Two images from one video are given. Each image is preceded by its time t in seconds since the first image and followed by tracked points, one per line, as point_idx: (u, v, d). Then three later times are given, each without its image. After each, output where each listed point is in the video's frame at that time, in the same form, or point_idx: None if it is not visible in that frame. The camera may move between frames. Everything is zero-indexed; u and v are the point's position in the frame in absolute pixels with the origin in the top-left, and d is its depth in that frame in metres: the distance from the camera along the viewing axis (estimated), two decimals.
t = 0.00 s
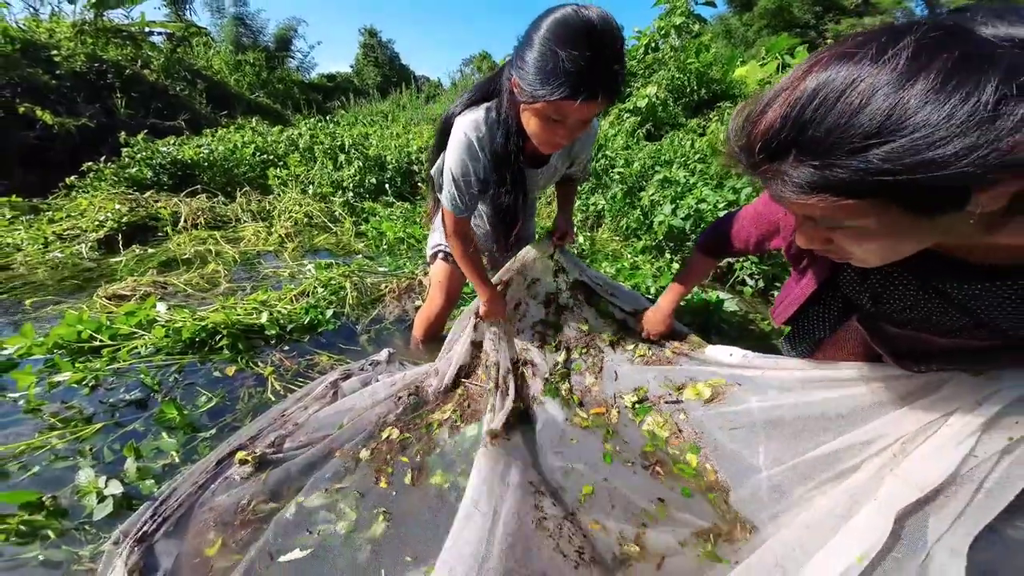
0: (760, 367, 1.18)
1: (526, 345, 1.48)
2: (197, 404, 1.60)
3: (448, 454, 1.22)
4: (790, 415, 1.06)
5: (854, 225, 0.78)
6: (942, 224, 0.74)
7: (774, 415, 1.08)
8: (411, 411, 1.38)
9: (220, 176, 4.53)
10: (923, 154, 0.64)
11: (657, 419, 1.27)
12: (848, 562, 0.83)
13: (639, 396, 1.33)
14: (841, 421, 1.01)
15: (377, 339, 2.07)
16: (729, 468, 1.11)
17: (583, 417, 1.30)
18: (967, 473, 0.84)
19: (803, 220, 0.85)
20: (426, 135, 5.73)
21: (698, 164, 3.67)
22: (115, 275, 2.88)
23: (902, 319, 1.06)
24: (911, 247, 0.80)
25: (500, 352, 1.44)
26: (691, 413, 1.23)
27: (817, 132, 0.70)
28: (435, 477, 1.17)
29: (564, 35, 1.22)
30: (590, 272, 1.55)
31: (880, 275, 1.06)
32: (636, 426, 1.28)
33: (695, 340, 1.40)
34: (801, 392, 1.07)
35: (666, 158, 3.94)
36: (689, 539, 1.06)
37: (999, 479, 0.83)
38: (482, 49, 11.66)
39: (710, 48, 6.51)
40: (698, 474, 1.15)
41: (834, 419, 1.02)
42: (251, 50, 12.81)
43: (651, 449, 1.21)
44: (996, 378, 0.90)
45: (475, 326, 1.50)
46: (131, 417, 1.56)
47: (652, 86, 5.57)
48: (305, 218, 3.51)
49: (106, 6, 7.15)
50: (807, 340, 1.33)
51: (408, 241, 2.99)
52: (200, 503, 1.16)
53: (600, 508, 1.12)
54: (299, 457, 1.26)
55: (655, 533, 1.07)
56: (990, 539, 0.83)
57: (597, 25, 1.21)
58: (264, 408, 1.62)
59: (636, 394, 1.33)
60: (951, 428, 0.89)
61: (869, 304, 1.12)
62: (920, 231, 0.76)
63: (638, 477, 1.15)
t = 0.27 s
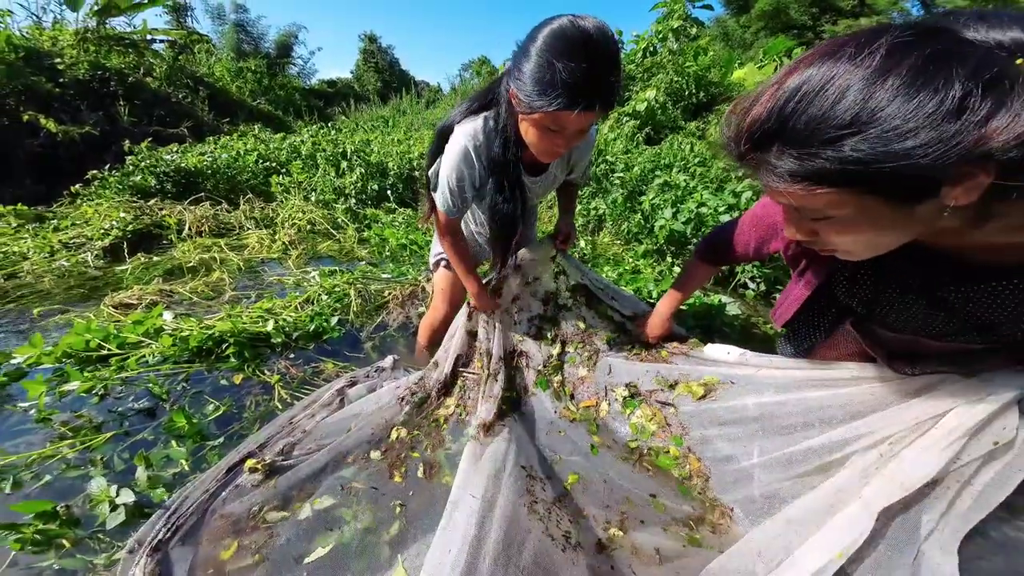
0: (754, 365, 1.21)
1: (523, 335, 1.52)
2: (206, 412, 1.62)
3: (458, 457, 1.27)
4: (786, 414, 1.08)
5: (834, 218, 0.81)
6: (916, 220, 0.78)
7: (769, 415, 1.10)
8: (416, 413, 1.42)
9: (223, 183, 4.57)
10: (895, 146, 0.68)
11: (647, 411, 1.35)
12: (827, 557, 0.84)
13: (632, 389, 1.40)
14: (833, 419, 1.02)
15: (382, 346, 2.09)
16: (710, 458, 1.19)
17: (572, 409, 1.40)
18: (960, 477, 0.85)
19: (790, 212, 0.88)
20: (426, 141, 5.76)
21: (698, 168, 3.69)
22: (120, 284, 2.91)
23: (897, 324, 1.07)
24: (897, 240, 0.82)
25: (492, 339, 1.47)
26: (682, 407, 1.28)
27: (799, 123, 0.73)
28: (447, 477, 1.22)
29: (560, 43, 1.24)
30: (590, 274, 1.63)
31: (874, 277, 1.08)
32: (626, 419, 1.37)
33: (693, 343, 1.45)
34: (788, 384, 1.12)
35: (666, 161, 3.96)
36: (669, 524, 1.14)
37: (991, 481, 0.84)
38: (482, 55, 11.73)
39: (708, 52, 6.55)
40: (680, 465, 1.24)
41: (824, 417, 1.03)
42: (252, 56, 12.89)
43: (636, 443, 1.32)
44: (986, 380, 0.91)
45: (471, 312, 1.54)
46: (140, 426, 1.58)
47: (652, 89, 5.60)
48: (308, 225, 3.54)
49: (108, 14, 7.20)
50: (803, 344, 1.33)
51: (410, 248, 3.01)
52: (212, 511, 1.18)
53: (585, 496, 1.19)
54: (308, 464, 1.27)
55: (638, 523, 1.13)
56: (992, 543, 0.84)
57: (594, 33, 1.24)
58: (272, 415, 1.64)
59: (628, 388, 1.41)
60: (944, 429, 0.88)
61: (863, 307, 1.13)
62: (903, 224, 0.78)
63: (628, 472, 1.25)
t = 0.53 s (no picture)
0: (751, 372, 1.24)
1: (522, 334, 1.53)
2: (216, 421, 1.65)
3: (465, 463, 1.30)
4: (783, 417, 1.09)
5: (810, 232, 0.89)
6: (886, 232, 0.87)
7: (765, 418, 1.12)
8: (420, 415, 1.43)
9: (227, 191, 4.61)
10: (852, 166, 0.78)
11: (642, 410, 1.35)
12: (815, 560, 0.86)
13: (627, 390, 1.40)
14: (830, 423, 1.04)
15: (387, 353, 2.12)
16: (702, 456, 1.20)
17: (567, 407, 1.40)
18: (953, 485, 0.88)
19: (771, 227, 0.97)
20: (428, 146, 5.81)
21: (697, 173, 3.72)
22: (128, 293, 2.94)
23: (891, 335, 1.09)
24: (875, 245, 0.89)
25: (490, 335, 1.47)
26: (676, 407, 1.29)
27: (767, 147, 0.85)
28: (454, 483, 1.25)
29: (557, 65, 1.28)
30: (590, 283, 1.70)
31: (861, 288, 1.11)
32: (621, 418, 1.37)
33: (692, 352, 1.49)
34: (786, 385, 1.14)
35: (665, 166, 3.99)
36: (658, 519, 1.15)
37: (984, 489, 0.87)
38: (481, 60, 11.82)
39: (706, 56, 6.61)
40: (672, 464, 1.24)
41: (819, 424, 1.05)
42: (253, 63, 12.98)
43: (628, 442, 1.31)
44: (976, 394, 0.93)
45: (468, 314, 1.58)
46: (152, 435, 1.61)
47: (651, 94, 5.65)
48: (311, 233, 3.58)
49: (111, 23, 7.28)
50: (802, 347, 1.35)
51: (413, 254, 3.04)
52: (225, 519, 1.21)
53: (580, 494, 1.20)
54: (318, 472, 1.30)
55: (630, 522, 1.15)
56: (991, 548, 0.87)
57: (590, 54, 1.27)
58: (281, 424, 1.66)
59: (623, 386, 1.41)
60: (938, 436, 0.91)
61: (853, 318, 1.16)
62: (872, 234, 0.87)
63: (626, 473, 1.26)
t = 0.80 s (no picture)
0: (746, 379, 1.26)
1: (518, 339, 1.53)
2: (223, 429, 1.68)
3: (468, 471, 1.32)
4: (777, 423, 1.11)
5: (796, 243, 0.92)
6: (863, 246, 0.91)
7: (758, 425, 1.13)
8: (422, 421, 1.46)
9: (230, 200, 4.66)
10: (822, 183, 0.81)
11: (638, 416, 1.36)
12: (803, 566, 0.88)
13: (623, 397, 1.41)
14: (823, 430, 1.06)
15: (391, 360, 2.14)
16: (695, 463, 1.21)
17: (563, 413, 1.41)
18: (944, 493, 0.90)
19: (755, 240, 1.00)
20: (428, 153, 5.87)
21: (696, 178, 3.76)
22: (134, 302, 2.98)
23: (880, 343, 1.14)
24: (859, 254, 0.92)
25: (486, 341, 1.50)
26: (670, 414, 1.30)
27: (743, 166, 0.87)
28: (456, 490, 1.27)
29: (544, 82, 1.31)
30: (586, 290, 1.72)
31: (847, 297, 1.16)
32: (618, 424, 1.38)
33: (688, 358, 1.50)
34: (777, 392, 1.15)
35: (664, 171, 4.03)
36: (652, 523, 1.17)
37: (975, 496, 0.89)
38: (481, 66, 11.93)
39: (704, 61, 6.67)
40: (666, 471, 1.24)
41: (810, 433, 1.06)
42: (255, 71, 13.13)
43: (623, 449, 1.31)
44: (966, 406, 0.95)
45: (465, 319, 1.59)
46: (160, 444, 1.64)
47: (649, 98, 5.70)
48: (314, 240, 3.61)
49: (114, 32, 7.39)
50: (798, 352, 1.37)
51: (415, 261, 3.07)
52: (234, 526, 1.23)
53: (575, 499, 1.22)
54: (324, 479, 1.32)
55: (625, 525, 1.17)
56: (986, 550, 0.88)
57: (576, 70, 1.30)
58: (287, 431, 1.69)
59: (619, 393, 1.42)
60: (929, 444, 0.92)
61: (842, 326, 1.19)
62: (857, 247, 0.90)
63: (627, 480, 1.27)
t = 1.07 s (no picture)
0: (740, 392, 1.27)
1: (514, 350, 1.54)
2: (231, 437, 1.70)
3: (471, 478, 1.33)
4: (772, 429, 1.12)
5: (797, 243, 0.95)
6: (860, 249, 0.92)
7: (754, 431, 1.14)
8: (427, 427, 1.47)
9: (235, 208, 4.70)
10: (837, 178, 0.83)
11: (633, 424, 1.37)
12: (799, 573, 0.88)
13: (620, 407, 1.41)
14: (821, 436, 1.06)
15: (396, 367, 2.17)
16: (691, 472, 1.22)
17: (559, 421, 1.43)
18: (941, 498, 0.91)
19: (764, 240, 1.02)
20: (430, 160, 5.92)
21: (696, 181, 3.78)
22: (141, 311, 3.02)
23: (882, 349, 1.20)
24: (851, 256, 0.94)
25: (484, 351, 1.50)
26: (666, 423, 1.30)
27: (756, 161, 0.88)
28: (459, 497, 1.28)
29: (532, 97, 1.33)
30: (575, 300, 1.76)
31: (849, 298, 1.18)
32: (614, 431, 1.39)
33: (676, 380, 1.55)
34: (775, 403, 1.15)
35: (664, 174, 4.05)
36: (649, 527, 1.20)
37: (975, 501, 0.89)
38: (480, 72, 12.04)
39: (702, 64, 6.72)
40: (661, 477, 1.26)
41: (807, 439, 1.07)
42: (257, 79, 13.27)
43: (620, 455, 1.34)
44: (960, 427, 0.94)
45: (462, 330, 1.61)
46: (169, 452, 1.66)
47: (648, 102, 5.74)
48: (318, 248, 3.65)
49: (119, 43, 7.49)
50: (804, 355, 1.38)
51: (418, 268, 3.09)
52: (244, 534, 1.25)
53: (573, 505, 1.25)
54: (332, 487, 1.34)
55: (622, 529, 1.20)
56: (988, 553, 0.89)
57: (563, 88, 1.33)
58: (294, 439, 1.71)
59: (613, 402, 1.43)
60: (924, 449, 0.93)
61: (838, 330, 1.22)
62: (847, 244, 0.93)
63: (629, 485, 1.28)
